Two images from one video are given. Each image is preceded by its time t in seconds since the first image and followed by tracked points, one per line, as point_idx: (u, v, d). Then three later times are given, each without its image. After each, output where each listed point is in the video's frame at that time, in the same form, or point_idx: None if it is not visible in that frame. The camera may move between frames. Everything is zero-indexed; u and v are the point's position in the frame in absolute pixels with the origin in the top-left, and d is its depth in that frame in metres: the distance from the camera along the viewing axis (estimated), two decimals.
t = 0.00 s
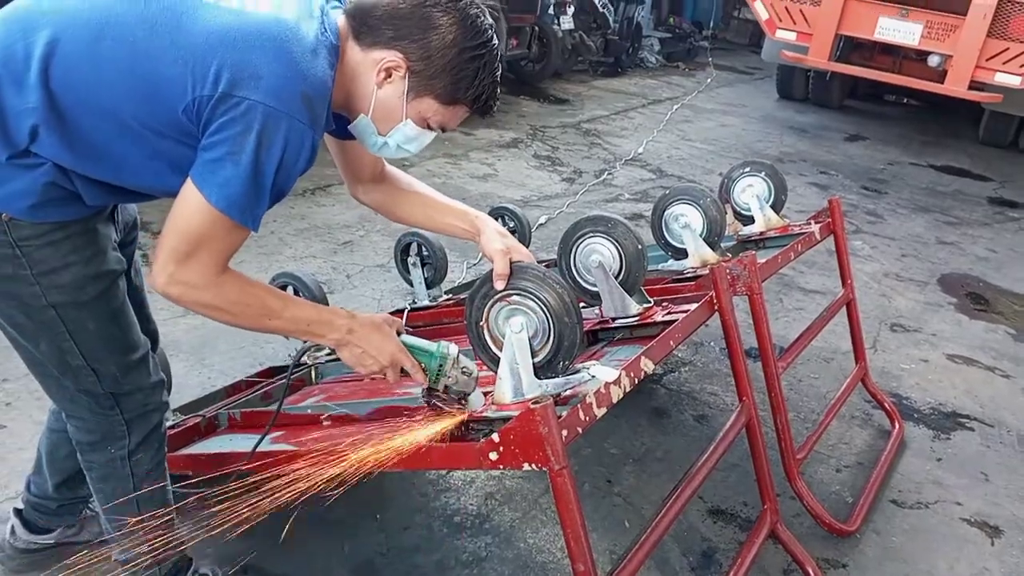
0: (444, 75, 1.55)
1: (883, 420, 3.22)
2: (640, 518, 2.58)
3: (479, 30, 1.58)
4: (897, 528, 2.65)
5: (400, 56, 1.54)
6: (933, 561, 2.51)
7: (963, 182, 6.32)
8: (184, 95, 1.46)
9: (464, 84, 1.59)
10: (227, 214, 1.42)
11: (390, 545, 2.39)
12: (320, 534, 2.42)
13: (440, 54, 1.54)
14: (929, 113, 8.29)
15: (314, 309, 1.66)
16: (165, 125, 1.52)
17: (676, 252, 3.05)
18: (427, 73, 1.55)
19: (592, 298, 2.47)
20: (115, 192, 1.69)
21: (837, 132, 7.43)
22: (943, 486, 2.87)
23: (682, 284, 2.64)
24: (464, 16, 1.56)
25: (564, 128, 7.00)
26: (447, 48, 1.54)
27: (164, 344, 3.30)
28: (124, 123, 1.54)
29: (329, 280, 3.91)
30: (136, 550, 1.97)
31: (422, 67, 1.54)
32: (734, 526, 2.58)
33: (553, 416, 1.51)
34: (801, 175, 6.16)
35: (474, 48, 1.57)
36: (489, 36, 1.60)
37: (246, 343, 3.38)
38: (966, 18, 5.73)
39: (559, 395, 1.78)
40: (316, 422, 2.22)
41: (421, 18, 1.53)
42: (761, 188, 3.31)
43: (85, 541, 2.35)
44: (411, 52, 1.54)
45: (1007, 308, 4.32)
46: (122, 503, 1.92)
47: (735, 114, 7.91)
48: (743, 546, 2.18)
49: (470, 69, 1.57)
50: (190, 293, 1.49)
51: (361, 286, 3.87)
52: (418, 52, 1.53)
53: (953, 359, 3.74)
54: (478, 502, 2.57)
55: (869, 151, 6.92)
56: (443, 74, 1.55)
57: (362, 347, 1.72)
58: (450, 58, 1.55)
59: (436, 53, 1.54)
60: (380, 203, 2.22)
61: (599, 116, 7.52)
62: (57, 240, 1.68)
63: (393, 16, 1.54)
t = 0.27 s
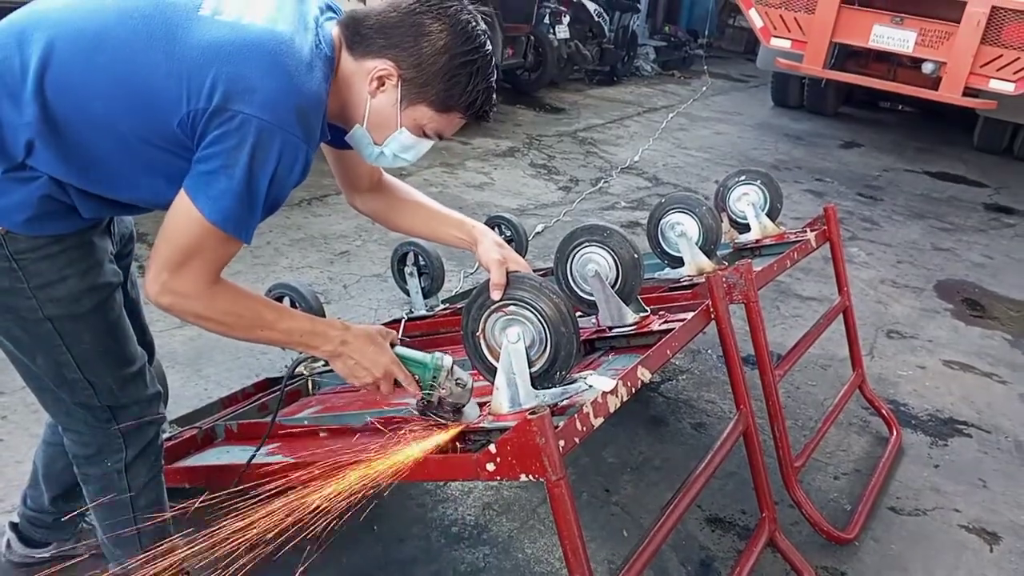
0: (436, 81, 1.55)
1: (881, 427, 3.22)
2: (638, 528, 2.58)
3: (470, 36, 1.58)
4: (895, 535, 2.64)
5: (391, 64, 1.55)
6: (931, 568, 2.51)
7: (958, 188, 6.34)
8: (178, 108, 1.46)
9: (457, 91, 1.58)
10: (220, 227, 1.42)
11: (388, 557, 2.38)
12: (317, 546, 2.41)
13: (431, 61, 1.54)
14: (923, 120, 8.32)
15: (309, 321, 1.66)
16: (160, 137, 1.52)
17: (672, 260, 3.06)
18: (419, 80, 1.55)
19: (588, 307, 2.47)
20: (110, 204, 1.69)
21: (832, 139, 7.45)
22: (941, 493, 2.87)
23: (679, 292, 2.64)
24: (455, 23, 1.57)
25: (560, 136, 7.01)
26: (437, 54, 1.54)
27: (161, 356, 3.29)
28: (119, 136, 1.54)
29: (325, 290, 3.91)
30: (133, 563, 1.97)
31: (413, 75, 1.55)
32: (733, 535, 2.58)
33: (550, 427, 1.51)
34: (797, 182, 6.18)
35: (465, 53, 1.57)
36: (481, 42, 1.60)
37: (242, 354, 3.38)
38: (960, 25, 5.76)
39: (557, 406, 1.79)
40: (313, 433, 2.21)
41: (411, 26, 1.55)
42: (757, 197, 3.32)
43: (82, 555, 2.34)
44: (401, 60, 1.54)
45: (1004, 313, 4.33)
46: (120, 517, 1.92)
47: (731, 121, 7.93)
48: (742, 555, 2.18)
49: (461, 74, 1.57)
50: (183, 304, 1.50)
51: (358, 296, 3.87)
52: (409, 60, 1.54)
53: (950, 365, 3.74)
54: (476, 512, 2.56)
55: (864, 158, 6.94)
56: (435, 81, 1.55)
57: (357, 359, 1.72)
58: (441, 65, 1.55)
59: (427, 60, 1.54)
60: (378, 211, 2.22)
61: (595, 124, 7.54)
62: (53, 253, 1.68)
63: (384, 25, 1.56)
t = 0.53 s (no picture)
0: (429, 79, 1.54)
1: (883, 430, 3.21)
2: (639, 532, 2.57)
3: (464, 33, 1.57)
4: (897, 539, 2.64)
5: (385, 64, 1.55)
6: (933, 572, 2.50)
7: (960, 191, 6.34)
8: (177, 113, 1.46)
9: (452, 89, 1.57)
10: (219, 232, 1.42)
11: (388, 561, 2.38)
12: (317, 550, 2.41)
13: (424, 59, 1.53)
14: (925, 122, 8.31)
15: (309, 325, 1.65)
16: (158, 143, 1.52)
17: (673, 263, 3.05)
18: (413, 79, 1.54)
19: (589, 311, 2.46)
20: (110, 209, 1.69)
21: (834, 141, 7.45)
22: (943, 496, 2.86)
23: (679, 296, 2.64)
24: (447, 21, 1.56)
25: (561, 139, 7.01)
26: (430, 52, 1.54)
27: (161, 359, 3.29)
28: (117, 141, 1.54)
29: (326, 293, 3.91)
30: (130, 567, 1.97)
31: (407, 74, 1.54)
32: (734, 539, 2.57)
33: (550, 431, 1.51)
34: (798, 184, 6.17)
35: (459, 51, 1.56)
36: (477, 40, 1.59)
37: (243, 358, 3.37)
38: (961, 28, 5.75)
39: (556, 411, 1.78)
40: (313, 437, 2.21)
41: (404, 25, 1.54)
42: (758, 200, 3.31)
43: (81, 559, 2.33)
44: (395, 60, 1.54)
45: (1005, 316, 4.32)
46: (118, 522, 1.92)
47: (732, 124, 7.93)
48: (743, 559, 2.17)
49: (456, 71, 1.56)
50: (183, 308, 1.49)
51: (359, 300, 3.87)
52: (403, 60, 1.54)
53: (951, 368, 3.74)
54: (476, 516, 2.56)
55: (866, 160, 6.94)
56: (428, 79, 1.54)
57: (356, 364, 1.71)
58: (434, 63, 1.54)
59: (419, 58, 1.53)
60: (377, 215, 2.22)
61: (596, 127, 7.53)
62: (52, 257, 1.68)
63: (378, 26, 1.56)
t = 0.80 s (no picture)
0: (424, 76, 1.53)
1: (884, 430, 3.20)
2: (639, 532, 2.57)
3: (460, 30, 1.56)
4: (898, 539, 2.63)
5: (380, 62, 1.54)
6: (934, 572, 2.50)
7: (961, 190, 6.32)
8: (173, 112, 1.46)
9: (448, 85, 1.55)
10: (212, 231, 1.42)
11: (388, 561, 2.38)
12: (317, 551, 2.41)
13: (420, 56, 1.53)
14: (926, 121, 8.30)
15: (301, 325, 1.67)
16: (155, 142, 1.52)
17: (673, 263, 3.05)
18: (408, 75, 1.54)
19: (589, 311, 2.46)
20: (108, 209, 1.69)
21: (835, 140, 7.43)
22: (944, 496, 2.85)
23: (680, 295, 2.63)
24: (443, 17, 1.56)
25: (562, 138, 7.00)
26: (425, 49, 1.53)
27: (161, 359, 3.29)
28: (113, 140, 1.54)
29: (327, 293, 3.91)
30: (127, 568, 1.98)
31: (402, 71, 1.54)
32: (735, 538, 2.57)
33: (550, 432, 1.50)
34: (799, 183, 6.16)
35: (455, 47, 1.55)
36: (473, 37, 1.58)
37: (243, 357, 3.37)
38: (963, 26, 5.74)
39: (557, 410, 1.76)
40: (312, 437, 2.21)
41: (400, 23, 1.54)
42: (759, 200, 3.31)
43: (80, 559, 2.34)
44: (391, 57, 1.53)
45: (1007, 316, 4.31)
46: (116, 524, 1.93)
47: (733, 123, 7.92)
48: (744, 559, 2.17)
49: (452, 68, 1.54)
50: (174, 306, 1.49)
51: (359, 299, 3.86)
52: (399, 57, 1.53)
53: (953, 368, 3.73)
54: (476, 516, 2.56)
55: (868, 159, 6.93)
56: (424, 76, 1.53)
57: (351, 365, 1.71)
58: (430, 59, 1.53)
59: (414, 55, 1.53)
60: (378, 214, 2.22)
61: (597, 126, 7.53)
62: (50, 258, 1.68)
63: (375, 24, 1.55)
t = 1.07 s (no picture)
0: (420, 76, 1.53)
1: (880, 429, 3.21)
2: (635, 531, 2.57)
3: (455, 30, 1.56)
4: (894, 538, 2.64)
5: (375, 62, 1.54)
6: (930, 571, 2.50)
7: (957, 189, 6.33)
8: (167, 112, 1.46)
9: (443, 85, 1.56)
10: (205, 230, 1.42)
11: (384, 562, 2.38)
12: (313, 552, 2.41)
13: (415, 56, 1.53)
14: (922, 121, 8.31)
15: (294, 326, 1.66)
16: (148, 143, 1.52)
17: (669, 263, 3.05)
18: (403, 76, 1.54)
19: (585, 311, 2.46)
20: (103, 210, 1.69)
21: (831, 140, 7.45)
22: (940, 495, 2.86)
23: (676, 295, 2.64)
24: (438, 17, 1.55)
25: (558, 139, 7.01)
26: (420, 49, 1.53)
27: (157, 361, 3.28)
28: (107, 141, 1.54)
29: (323, 294, 3.91)
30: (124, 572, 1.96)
31: (398, 71, 1.54)
32: (731, 538, 2.57)
33: (545, 432, 1.51)
34: (795, 184, 6.17)
35: (450, 47, 1.55)
36: (469, 37, 1.58)
37: (239, 359, 3.37)
38: (958, 26, 5.76)
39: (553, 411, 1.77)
40: (308, 438, 2.21)
41: (396, 23, 1.54)
42: (755, 200, 3.31)
43: (76, 561, 2.33)
44: (386, 57, 1.54)
45: (1003, 315, 4.32)
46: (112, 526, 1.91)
47: (729, 123, 7.93)
48: (739, 558, 2.17)
49: (447, 68, 1.55)
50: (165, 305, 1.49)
51: (355, 300, 3.86)
52: (394, 58, 1.53)
53: (949, 367, 3.74)
54: (473, 516, 2.56)
55: (863, 159, 6.94)
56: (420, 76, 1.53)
57: (343, 366, 1.71)
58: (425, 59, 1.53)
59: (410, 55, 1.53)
60: (374, 214, 2.22)
61: (594, 127, 7.53)
62: (44, 259, 1.68)
63: (369, 25, 1.55)
